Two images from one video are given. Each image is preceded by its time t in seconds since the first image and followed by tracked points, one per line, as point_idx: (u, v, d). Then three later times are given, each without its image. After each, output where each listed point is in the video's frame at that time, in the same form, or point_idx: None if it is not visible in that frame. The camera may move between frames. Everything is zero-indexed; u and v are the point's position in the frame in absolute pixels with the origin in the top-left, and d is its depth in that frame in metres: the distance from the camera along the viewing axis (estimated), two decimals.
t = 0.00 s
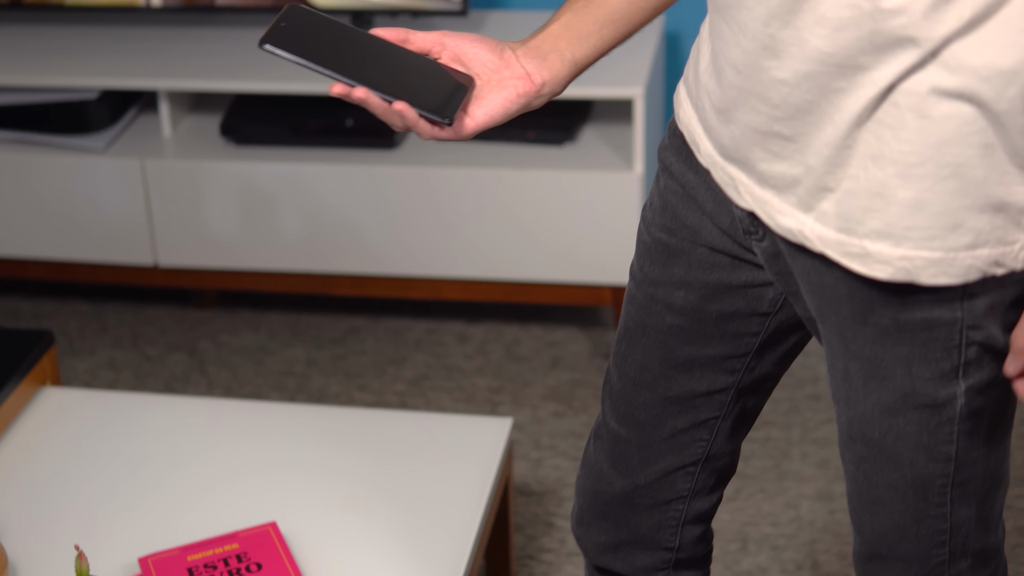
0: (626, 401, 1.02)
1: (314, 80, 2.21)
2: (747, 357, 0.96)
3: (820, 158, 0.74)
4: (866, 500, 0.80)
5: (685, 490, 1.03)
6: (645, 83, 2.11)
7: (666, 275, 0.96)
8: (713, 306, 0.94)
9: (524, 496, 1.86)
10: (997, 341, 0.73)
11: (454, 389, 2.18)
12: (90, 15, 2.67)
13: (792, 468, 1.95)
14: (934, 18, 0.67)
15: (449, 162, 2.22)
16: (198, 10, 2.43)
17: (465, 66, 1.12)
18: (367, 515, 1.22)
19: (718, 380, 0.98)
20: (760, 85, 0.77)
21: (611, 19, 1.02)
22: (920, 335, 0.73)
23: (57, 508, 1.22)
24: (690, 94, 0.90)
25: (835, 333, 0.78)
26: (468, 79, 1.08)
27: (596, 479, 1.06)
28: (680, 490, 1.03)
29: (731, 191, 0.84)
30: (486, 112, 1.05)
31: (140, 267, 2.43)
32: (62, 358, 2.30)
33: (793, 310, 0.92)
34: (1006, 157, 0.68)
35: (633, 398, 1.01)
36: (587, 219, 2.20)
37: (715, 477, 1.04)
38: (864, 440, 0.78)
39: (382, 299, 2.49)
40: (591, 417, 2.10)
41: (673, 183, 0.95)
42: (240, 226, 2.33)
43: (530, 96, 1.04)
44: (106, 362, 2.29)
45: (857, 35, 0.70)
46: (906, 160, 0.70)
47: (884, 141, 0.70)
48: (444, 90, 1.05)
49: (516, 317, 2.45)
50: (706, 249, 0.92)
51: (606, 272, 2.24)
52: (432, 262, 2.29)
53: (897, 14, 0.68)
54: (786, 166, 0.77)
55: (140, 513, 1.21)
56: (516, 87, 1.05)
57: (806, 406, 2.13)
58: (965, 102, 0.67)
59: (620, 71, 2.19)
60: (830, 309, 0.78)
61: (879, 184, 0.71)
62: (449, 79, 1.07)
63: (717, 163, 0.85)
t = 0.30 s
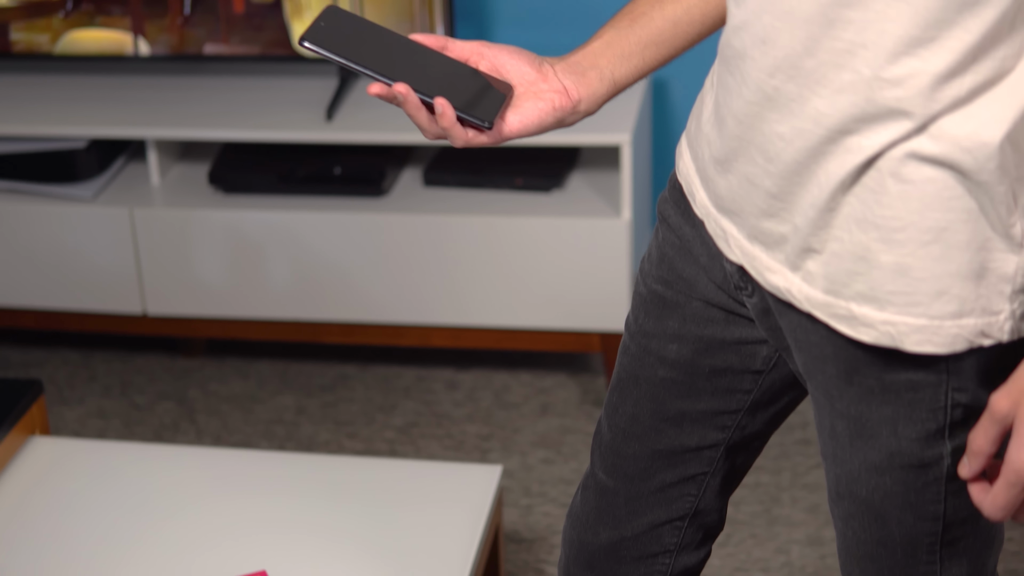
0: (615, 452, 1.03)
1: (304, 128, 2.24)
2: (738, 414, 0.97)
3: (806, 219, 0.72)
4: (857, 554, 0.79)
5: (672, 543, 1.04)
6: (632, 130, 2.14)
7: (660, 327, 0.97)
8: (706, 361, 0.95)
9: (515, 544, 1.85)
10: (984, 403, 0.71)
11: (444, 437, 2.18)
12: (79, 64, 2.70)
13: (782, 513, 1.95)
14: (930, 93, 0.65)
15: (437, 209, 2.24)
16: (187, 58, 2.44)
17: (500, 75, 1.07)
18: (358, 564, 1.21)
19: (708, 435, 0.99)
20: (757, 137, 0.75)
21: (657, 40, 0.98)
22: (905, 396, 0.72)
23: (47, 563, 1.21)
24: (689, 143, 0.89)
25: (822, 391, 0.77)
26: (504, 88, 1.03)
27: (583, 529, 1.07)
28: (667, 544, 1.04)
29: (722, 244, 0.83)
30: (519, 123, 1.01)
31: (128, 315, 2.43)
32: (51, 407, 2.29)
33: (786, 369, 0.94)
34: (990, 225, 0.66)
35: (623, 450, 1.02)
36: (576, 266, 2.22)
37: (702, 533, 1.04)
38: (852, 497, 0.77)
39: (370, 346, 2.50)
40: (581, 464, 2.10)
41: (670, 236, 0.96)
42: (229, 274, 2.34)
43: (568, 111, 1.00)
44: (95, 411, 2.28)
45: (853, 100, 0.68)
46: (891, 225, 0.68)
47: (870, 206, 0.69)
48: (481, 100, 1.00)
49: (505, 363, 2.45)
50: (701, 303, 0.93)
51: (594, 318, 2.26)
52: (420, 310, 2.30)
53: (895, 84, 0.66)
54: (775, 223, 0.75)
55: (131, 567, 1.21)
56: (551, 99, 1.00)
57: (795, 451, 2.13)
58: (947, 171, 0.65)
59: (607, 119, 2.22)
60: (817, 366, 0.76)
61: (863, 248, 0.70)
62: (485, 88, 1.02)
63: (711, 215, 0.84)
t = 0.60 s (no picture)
0: (613, 502, 1.04)
1: (296, 177, 2.26)
2: (737, 465, 0.98)
3: (801, 271, 0.73)
4: None
5: None
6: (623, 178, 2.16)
7: (660, 378, 0.98)
8: (704, 413, 0.96)
9: None
10: (982, 457, 0.72)
11: (437, 485, 2.17)
12: (73, 113, 2.72)
13: (776, 559, 1.94)
14: (926, 145, 0.65)
15: (429, 257, 2.26)
16: (179, 107, 2.47)
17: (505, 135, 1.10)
18: None
19: (707, 486, 1.00)
20: (755, 188, 0.76)
21: (660, 95, 0.97)
22: (901, 448, 0.73)
23: None
24: (689, 196, 0.90)
25: (818, 442, 0.78)
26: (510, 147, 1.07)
27: None
28: None
29: (720, 295, 0.84)
30: (524, 181, 1.04)
31: (120, 364, 2.44)
32: (43, 455, 2.28)
33: (784, 421, 0.95)
34: (982, 282, 0.67)
35: (621, 501, 1.03)
36: (568, 313, 2.23)
37: None
38: (847, 548, 0.78)
39: (363, 394, 2.49)
40: (574, 510, 2.09)
41: (668, 287, 0.97)
42: (221, 323, 2.35)
43: (572, 169, 1.02)
44: (88, 459, 2.27)
45: (850, 150, 0.68)
46: (885, 278, 0.69)
47: (866, 259, 0.69)
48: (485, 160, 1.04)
49: (498, 410, 2.45)
50: (699, 355, 0.95)
51: (587, 365, 2.27)
52: (412, 357, 2.31)
53: (893, 133, 0.66)
54: (771, 274, 0.76)
55: None
56: (556, 158, 1.03)
57: (789, 497, 2.13)
58: (943, 226, 0.66)
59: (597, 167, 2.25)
60: (812, 418, 0.78)
61: (857, 300, 0.71)
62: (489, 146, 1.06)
63: (710, 266, 0.85)
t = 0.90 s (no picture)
0: (607, 539, 1.05)
1: (296, 216, 2.28)
2: (730, 500, 0.99)
3: (791, 308, 0.74)
4: None
5: None
6: (621, 215, 2.18)
7: (652, 414, 0.99)
8: (697, 449, 0.97)
9: None
10: (973, 493, 0.72)
11: (437, 522, 2.17)
12: (74, 153, 2.75)
13: None
14: (914, 180, 0.66)
15: (428, 295, 2.27)
16: (178, 145, 2.49)
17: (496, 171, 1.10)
18: None
19: (700, 521, 1.01)
20: (745, 225, 0.77)
21: (649, 135, 0.99)
22: (891, 484, 0.74)
23: None
24: (679, 233, 0.91)
25: (809, 477, 0.79)
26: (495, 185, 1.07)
27: None
28: None
29: (711, 330, 0.85)
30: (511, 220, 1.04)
31: (120, 402, 2.44)
32: (43, 493, 2.28)
33: (776, 457, 0.96)
34: (967, 324, 0.67)
35: (615, 537, 1.04)
36: (567, 350, 2.24)
37: None
38: None
39: (362, 431, 2.49)
40: (575, 547, 2.08)
41: (660, 323, 0.98)
42: (220, 360, 2.35)
43: (558, 207, 1.03)
44: (88, 497, 2.26)
45: (839, 186, 0.69)
46: (872, 317, 0.69)
47: (855, 297, 0.70)
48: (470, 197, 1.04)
49: (497, 448, 2.45)
50: (691, 391, 0.95)
51: (586, 402, 2.27)
52: (412, 395, 2.32)
53: (881, 168, 0.67)
54: (760, 310, 0.77)
55: None
56: (543, 196, 1.04)
57: (790, 533, 2.12)
58: (934, 265, 0.67)
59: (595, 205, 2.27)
60: (803, 454, 0.78)
61: (845, 338, 0.71)
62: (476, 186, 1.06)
63: (701, 302, 0.86)
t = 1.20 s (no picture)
0: (610, 566, 1.05)
1: (298, 243, 2.29)
2: (732, 525, 0.99)
3: (791, 334, 0.75)
4: None
5: None
6: (624, 242, 2.19)
7: (654, 440, 0.99)
8: (699, 474, 0.97)
9: None
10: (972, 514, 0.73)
11: (440, 548, 2.16)
12: (78, 179, 2.77)
13: None
14: (913, 205, 0.67)
15: (430, 322, 2.27)
16: (181, 172, 2.51)
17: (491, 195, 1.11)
18: None
19: (702, 547, 1.01)
20: (744, 251, 0.78)
21: (647, 161, 1.00)
22: (893, 508, 0.74)
23: None
24: (678, 259, 0.92)
25: (810, 503, 0.79)
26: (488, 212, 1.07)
27: None
28: None
29: (712, 356, 0.86)
30: (509, 246, 1.05)
31: (122, 430, 2.44)
32: (45, 520, 2.27)
33: (777, 482, 0.96)
34: (967, 347, 0.68)
35: (618, 564, 1.04)
36: (569, 376, 2.24)
37: None
38: None
39: (364, 458, 2.49)
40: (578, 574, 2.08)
41: (660, 349, 0.98)
42: (222, 387, 2.35)
43: (558, 233, 1.04)
44: (90, 524, 2.26)
45: (838, 213, 0.70)
46: (872, 344, 0.70)
47: (855, 324, 0.71)
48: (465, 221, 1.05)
49: (500, 474, 2.45)
50: (692, 417, 0.96)
51: (588, 428, 2.27)
52: (414, 421, 2.32)
53: (880, 194, 0.68)
54: (761, 336, 0.78)
55: None
56: (540, 222, 1.04)
57: (794, 559, 2.11)
58: (936, 292, 0.67)
59: (597, 231, 2.28)
60: (804, 479, 0.78)
61: (844, 365, 0.72)
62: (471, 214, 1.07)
63: (702, 328, 0.87)
